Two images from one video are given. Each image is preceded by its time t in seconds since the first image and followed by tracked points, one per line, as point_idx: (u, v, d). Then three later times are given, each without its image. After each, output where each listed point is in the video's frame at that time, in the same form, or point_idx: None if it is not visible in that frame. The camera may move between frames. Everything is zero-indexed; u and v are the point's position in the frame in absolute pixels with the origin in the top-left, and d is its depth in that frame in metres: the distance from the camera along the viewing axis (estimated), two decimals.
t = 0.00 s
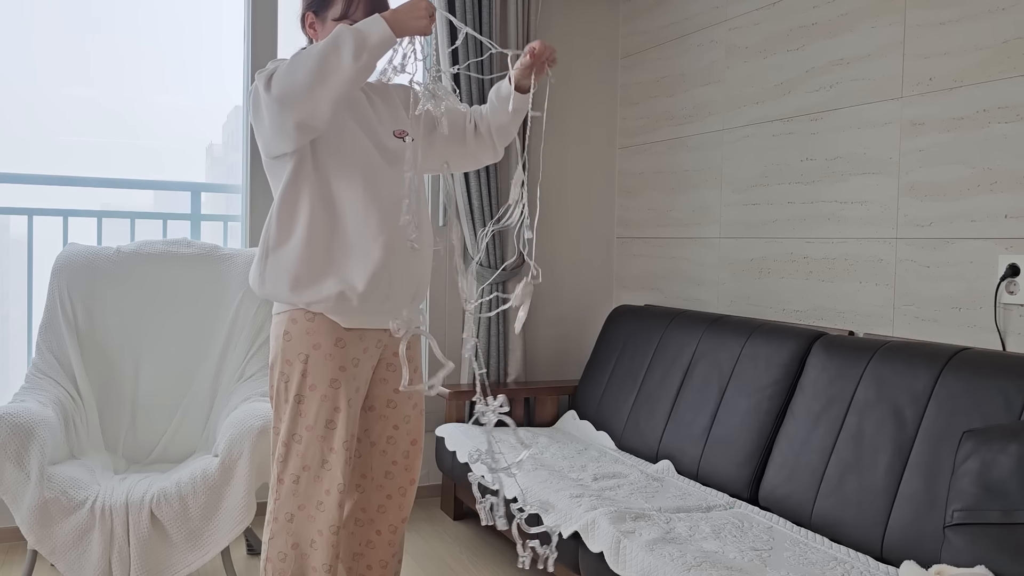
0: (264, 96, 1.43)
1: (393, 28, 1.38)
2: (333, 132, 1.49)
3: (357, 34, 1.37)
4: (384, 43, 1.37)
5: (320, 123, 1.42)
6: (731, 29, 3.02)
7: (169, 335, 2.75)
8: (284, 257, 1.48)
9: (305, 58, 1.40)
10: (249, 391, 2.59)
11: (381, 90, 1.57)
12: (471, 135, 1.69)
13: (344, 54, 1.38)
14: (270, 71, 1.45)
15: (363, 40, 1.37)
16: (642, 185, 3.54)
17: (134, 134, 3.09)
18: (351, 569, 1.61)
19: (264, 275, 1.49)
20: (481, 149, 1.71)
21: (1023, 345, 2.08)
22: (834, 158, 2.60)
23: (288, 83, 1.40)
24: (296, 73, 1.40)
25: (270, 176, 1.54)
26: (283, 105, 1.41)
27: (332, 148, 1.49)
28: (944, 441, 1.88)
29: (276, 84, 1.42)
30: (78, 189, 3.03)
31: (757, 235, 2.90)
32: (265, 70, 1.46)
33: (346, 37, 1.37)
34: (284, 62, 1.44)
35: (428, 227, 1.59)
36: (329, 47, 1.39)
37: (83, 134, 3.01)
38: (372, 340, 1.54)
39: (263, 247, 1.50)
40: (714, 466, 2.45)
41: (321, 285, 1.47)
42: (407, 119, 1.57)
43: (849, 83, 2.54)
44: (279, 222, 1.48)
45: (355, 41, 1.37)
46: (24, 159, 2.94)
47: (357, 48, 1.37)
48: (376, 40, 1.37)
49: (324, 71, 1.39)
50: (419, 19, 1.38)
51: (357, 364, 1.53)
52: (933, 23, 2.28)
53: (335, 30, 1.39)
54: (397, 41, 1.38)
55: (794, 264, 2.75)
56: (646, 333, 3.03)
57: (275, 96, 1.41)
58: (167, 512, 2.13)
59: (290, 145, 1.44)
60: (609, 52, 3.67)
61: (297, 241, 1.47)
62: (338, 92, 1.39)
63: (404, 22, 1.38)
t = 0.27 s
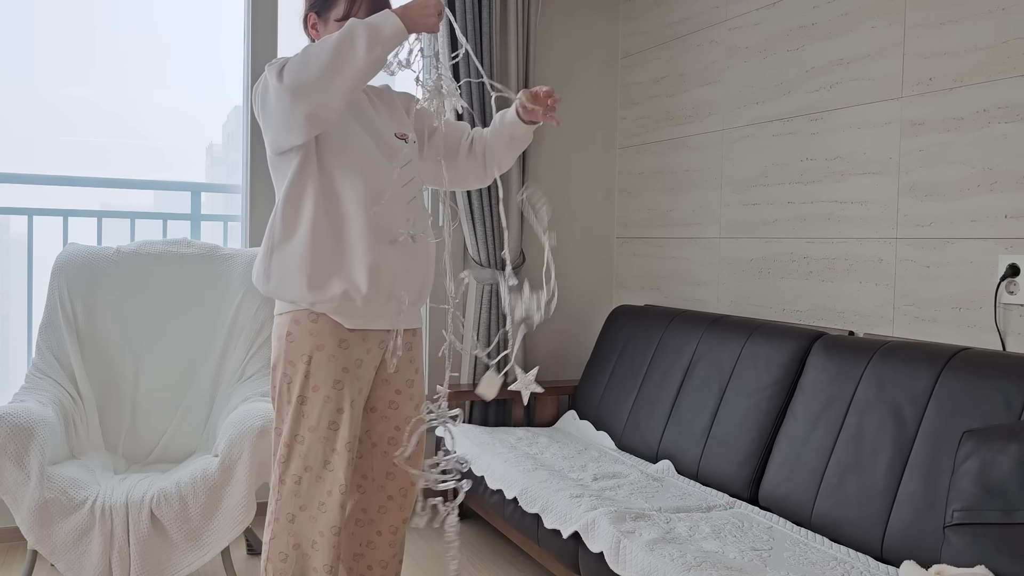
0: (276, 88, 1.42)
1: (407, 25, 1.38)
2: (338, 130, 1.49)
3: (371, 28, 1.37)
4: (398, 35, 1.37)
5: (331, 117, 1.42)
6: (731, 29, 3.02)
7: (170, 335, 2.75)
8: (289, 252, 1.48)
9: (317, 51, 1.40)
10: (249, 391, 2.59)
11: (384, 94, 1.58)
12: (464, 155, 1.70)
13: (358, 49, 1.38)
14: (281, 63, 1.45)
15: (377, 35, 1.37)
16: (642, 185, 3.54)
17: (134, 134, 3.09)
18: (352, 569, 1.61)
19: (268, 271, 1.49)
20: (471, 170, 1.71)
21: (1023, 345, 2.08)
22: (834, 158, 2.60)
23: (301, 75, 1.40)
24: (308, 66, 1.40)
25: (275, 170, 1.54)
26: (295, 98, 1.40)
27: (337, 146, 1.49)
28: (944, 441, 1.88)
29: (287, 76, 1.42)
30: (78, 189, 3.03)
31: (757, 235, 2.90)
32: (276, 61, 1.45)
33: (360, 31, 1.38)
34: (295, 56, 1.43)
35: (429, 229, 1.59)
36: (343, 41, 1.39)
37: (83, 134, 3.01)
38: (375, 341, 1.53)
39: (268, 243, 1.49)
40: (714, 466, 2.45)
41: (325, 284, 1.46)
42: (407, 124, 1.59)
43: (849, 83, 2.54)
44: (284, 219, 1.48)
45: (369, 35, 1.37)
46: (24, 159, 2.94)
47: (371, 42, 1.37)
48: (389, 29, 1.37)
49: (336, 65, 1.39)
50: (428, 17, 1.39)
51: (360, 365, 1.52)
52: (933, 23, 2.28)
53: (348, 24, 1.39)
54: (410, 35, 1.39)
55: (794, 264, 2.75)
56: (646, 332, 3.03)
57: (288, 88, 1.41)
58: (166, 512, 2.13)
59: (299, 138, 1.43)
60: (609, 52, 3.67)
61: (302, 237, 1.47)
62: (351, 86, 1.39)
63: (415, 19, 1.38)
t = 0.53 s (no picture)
0: (281, 86, 1.41)
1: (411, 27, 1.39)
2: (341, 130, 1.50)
3: (377, 29, 1.38)
4: (404, 36, 1.38)
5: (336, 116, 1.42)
6: (731, 29, 3.02)
7: (170, 335, 2.76)
8: (290, 251, 1.48)
9: (322, 51, 1.40)
10: (249, 391, 2.59)
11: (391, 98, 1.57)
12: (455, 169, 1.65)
13: (364, 50, 1.38)
14: (287, 61, 1.44)
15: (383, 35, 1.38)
16: (642, 185, 3.54)
17: (134, 134, 3.09)
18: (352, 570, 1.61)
19: (268, 269, 1.49)
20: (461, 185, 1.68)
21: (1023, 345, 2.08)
22: (834, 158, 2.60)
23: (306, 74, 1.39)
24: (314, 65, 1.39)
25: (279, 168, 1.54)
26: (298, 97, 1.40)
27: (339, 146, 1.49)
28: (944, 441, 1.88)
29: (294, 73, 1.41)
30: (78, 189, 3.03)
31: (757, 235, 2.90)
32: (284, 59, 1.45)
33: (366, 31, 1.38)
34: (301, 54, 1.43)
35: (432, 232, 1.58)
36: (349, 41, 1.39)
37: (83, 133, 3.01)
38: (375, 342, 1.53)
39: (269, 241, 1.49)
40: (714, 466, 2.45)
41: (324, 284, 1.46)
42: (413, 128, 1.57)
43: (849, 84, 2.54)
44: (285, 218, 1.48)
45: (375, 35, 1.38)
46: (23, 159, 2.94)
47: (377, 43, 1.38)
48: (395, 29, 1.38)
49: (342, 65, 1.39)
50: (430, 19, 1.40)
51: (359, 365, 1.52)
52: (933, 23, 2.28)
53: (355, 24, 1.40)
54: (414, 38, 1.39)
55: (794, 264, 2.75)
56: (646, 332, 3.03)
57: (294, 87, 1.40)
58: (167, 512, 2.13)
59: (303, 137, 1.42)
60: (609, 52, 3.67)
61: (303, 236, 1.47)
62: (354, 86, 1.40)
63: (419, 20, 1.39)
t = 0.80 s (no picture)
0: (280, 87, 1.41)
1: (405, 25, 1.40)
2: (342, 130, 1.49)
3: (374, 29, 1.39)
4: (400, 36, 1.39)
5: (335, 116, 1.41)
6: (731, 29, 3.02)
7: (170, 335, 2.76)
8: (291, 251, 1.47)
9: (320, 51, 1.40)
10: (249, 391, 2.59)
11: (394, 99, 1.59)
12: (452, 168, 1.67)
13: (361, 50, 1.39)
14: (284, 62, 1.43)
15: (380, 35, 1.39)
16: (642, 185, 3.54)
17: (134, 134, 3.09)
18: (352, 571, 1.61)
19: (269, 269, 1.48)
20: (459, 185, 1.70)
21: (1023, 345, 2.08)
22: (834, 158, 2.60)
23: (304, 74, 1.39)
24: (312, 65, 1.39)
25: (279, 169, 1.53)
26: (296, 97, 1.39)
27: (338, 146, 1.49)
28: (944, 441, 1.88)
29: (290, 75, 1.40)
30: (78, 189, 3.03)
31: (757, 235, 2.90)
32: (277, 62, 1.43)
33: (363, 31, 1.38)
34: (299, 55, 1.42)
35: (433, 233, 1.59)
36: (346, 41, 1.39)
37: (83, 133, 3.01)
38: (375, 343, 1.53)
39: (270, 242, 1.49)
40: (714, 466, 2.45)
41: (325, 284, 1.46)
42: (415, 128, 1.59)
43: (849, 84, 2.54)
44: (286, 218, 1.48)
45: (373, 35, 1.38)
46: (23, 159, 2.94)
47: (374, 43, 1.38)
48: (392, 31, 1.38)
49: (341, 65, 1.39)
50: (423, 20, 1.39)
51: (359, 366, 1.52)
52: (933, 23, 2.28)
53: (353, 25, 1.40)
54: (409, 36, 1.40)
55: (794, 264, 2.75)
56: (646, 332, 3.03)
57: (291, 87, 1.39)
58: (166, 512, 2.13)
59: (302, 137, 1.42)
60: (609, 52, 3.67)
61: (304, 236, 1.47)
62: (353, 87, 1.40)
63: (414, 19, 1.40)
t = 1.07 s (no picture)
0: (278, 88, 1.40)
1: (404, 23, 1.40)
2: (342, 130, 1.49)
3: (372, 29, 1.38)
4: (398, 36, 1.39)
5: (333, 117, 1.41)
6: (731, 29, 3.02)
7: (170, 335, 2.76)
8: (291, 252, 1.47)
9: (319, 51, 1.39)
10: (249, 391, 2.59)
11: (397, 98, 1.59)
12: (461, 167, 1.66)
13: (359, 50, 1.39)
14: (283, 63, 1.43)
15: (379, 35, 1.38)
16: (642, 185, 3.54)
17: (134, 134, 3.09)
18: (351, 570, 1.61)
19: (270, 270, 1.48)
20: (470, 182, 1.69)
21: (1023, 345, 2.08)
22: (834, 158, 2.60)
23: (303, 75, 1.39)
24: (311, 66, 1.39)
25: (280, 169, 1.53)
26: (296, 98, 1.39)
27: (339, 146, 1.49)
28: (944, 441, 1.88)
29: (289, 77, 1.40)
30: (78, 189, 3.03)
31: (757, 235, 2.90)
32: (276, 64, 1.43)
33: (361, 31, 1.38)
34: (297, 56, 1.42)
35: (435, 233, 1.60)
36: (345, 42, 1.39)
37: (83, 134, 3.01)
38: (375, 343, 1.54)
39: (270, 242, 1.48)
40: (714, 466, 2.45)
41: (325, 284, 1.46)
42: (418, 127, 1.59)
43: (849, 83, 2.54)
44: (286, 218, 1.47)
45: (371, 35, 1.38)
46: (23, 159, 2.94)
47: (372, 44, 1.38)
48: (390, 31, 1.38)
49: (339, 66, 1.39)
50: (422, 19, 1.40)
51: (359, 366, 1.53)
52: (933, 23, 2.28)
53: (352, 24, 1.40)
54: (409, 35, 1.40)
55: (794, 264, 2.75)
56: (646, 332, 3.03)
57: (289, 90, 1.39)
58: (166, 512, 2.13)
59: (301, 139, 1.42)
60: (609, 52, 3.67)
61: (304, 237, 1.47)
62: (352, 87, 1.40)
63: (412, 19, 1.40)
